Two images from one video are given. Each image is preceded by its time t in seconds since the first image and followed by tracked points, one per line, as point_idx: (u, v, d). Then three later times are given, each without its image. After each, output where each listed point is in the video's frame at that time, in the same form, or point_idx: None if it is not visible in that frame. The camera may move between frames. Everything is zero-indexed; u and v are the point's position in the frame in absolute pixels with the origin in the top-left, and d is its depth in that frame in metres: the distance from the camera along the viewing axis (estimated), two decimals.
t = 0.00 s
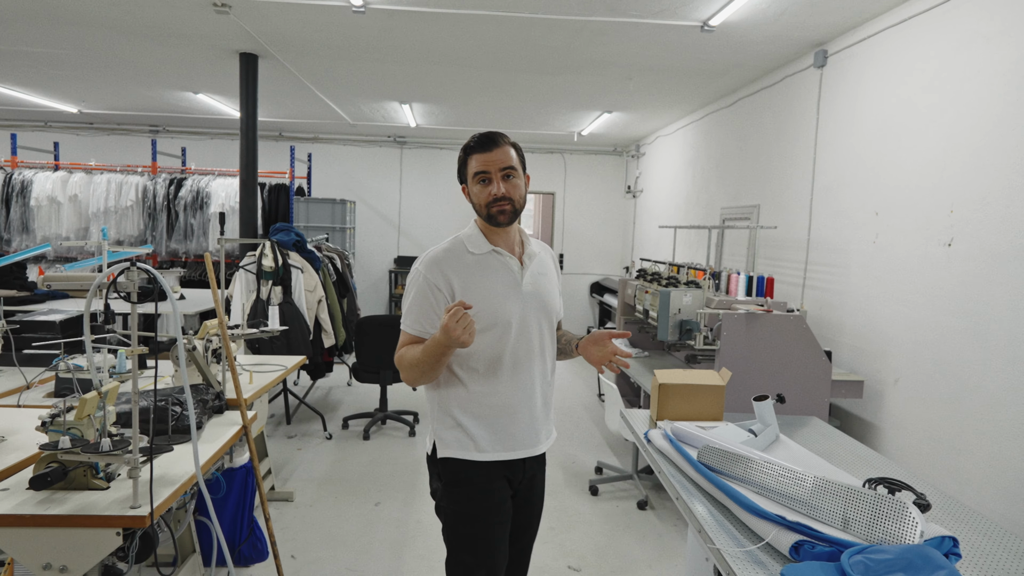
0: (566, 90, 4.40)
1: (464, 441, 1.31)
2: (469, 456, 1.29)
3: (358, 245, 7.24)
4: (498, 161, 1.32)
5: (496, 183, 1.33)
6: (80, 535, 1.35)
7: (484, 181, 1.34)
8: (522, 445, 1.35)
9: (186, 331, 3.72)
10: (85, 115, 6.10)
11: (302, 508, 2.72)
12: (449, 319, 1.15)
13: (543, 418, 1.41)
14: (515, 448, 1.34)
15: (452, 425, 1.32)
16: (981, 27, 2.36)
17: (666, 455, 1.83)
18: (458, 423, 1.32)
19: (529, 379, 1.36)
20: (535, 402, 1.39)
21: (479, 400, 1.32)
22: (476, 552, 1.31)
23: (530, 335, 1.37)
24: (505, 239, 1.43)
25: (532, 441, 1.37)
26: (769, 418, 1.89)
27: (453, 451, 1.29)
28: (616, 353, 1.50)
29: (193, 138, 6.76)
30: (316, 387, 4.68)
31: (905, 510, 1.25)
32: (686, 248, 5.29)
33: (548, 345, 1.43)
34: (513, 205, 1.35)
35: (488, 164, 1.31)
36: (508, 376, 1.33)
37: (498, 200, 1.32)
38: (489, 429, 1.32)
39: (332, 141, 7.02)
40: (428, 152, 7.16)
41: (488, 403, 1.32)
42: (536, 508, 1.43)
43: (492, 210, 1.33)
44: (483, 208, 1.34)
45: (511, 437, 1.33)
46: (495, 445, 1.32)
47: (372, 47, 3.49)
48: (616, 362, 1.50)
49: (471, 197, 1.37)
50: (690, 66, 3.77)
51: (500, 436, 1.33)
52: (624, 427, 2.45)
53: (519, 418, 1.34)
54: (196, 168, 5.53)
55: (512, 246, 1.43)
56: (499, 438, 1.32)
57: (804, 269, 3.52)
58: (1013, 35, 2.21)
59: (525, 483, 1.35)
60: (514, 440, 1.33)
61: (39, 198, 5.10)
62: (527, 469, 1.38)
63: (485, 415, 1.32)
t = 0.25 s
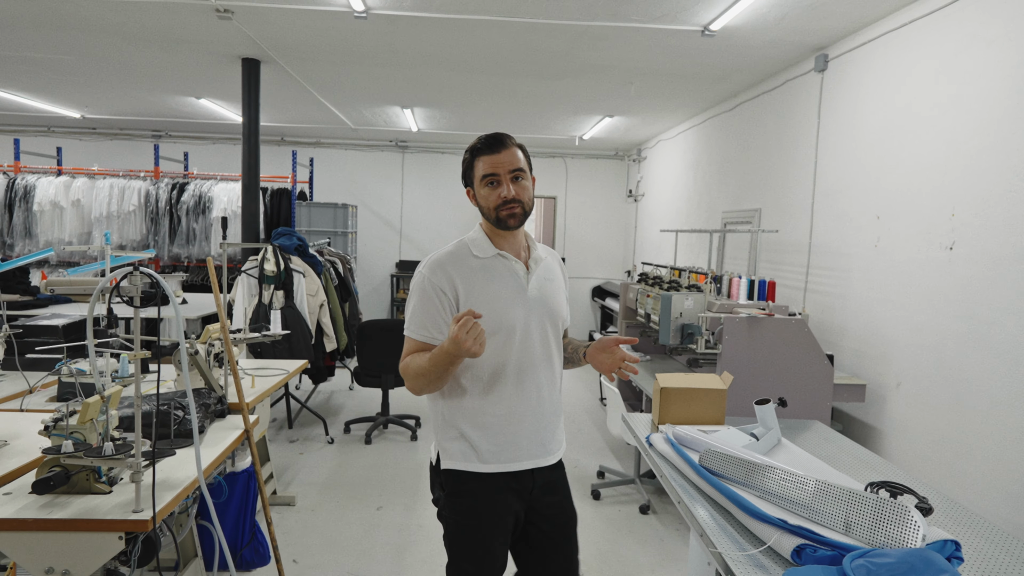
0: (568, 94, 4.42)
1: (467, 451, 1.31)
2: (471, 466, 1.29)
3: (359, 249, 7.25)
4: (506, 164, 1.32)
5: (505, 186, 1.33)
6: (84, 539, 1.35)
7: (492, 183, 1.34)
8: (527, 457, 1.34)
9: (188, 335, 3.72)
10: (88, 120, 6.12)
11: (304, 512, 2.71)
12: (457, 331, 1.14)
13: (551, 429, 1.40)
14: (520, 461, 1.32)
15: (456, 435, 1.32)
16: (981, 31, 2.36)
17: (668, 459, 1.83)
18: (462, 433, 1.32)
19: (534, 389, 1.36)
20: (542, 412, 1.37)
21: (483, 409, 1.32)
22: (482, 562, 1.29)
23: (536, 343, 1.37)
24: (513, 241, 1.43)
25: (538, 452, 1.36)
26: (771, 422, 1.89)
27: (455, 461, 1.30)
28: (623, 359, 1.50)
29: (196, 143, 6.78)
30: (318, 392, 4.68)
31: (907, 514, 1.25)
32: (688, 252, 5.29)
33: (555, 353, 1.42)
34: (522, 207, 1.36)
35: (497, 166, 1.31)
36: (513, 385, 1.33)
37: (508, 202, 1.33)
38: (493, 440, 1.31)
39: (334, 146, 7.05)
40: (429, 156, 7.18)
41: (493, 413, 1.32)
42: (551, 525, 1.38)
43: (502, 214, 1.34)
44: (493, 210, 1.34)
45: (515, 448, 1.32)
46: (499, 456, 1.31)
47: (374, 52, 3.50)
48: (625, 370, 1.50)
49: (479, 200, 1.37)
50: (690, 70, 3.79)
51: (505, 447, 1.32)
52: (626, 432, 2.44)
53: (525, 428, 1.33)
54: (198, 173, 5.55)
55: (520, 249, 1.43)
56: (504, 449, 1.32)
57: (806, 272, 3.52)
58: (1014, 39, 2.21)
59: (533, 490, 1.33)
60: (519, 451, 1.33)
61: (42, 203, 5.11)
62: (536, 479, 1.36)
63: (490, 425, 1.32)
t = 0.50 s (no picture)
0: (567, 99, 4.43)
1: (475, 458, 1.32)
2: (479, 473, 1.29)
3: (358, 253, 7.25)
4: (547, 175, 1.31)
5: (542, 199, 1.32)
6: (83, 543, 1.36)
7: (529, 192, 1.32)
8: (536, 464, 1.34)
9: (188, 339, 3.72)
10: (88, 125, 6.13)
11: (303, 517, 2.71)
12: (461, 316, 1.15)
13: (563, 436, 1.39)
14: (529, 468, 1.32)
15: (466, 442, 1.33)
16: (977, 36, 2.38)
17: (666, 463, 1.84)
18: (472, 440, 1.33)
19: (543, 395, 1.35)
20: (551, 418, 1.37)
21: (491, 415, 1.32)
22: (481, 566, 1.29)
23: (546, 349, 1.36)
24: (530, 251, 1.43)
25: (548, 459, 1.35)
26: (769, 426, 1.90)
27: (463, 467, 1.30)
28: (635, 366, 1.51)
29: (195, 148, 6.80)
30: (317, 396, 4.68)
31: (904, 518, 1.25)
32: (687, 257, 5.30)
33: (566, 358, 1.41)
34: (551, 221, 1.35)
35: (540, 176, 1.29)
36: (521, 392, 1.33)
37: (542, 216, 1.32)
38: (501, 446, 1.31)
39: (333, 151, 7.06)
40: (428, 161, 7.20)
41: (501, 420, 1.32)
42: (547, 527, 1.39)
43: (531, 224, 1.33)
44: (524, 220, 1.32)
45: (524, 455, 1.32)
46: (508, 463, 1.31)
47: (373, 57, 3.52)
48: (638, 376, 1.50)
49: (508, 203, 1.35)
50: (689, 75, 3.80)
51: (514, 454, 1.32)
52: (624, 435, 2.45)
53: (534, 435, 1.33)
54: (198, 178, 5.56)
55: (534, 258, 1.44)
56: (513, 457, 1.32)
57: (804, 277, 3.53)
58: (1009, 44, 2.23)
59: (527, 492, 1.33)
60: (527, 459, 1.32)
61: (42, 208, 5.12)
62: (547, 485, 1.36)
63: (497, 432, 1.32)
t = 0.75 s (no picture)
0: (561, 102, 4.44)
1: (497, 459, 1.32)
2: (502, 474, 1.30)
3: (354, 256, 7.24)
4: (594, 190, 1.34)
5: (583, 210, 1.35)
6: (76, 547, 1.35)
7: (573, 202, 1.34)
8: (558, 466, 1.34)
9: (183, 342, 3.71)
10: (82, 128, 6.12)
11: (298, 519, 2.71)
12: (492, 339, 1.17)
13: (584, 436, 1.40)
14: (551, 469, 1.33)
15: (488, 444, 1.33)
16: (970, 39, 2.40)
17: (662, 464, 1.85)
18: (494, 442, 1.33)
19: (564, 396, 1.35)
20: (572, 419, 1.38)
21: (513, 417, 1.33)
22: (499, 567, 1.31)
23: (566, 351, 1.37)
24: (553, 254, 1.45)
25: (569, 459, 1.36)
26: (764, 426, 1.91)
27: (486, 469, 1.31)
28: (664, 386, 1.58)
29: (190, 150, 6.79)
30: (313, 398, 4.67)
31: (898, 518, 1.26)
32: (682, 259, 5.32)
33: (586, 360, 1.42)
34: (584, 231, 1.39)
35: (587, 189, 1.32)
36: (542, 393, 1.33)
37: (581, 227, 1.36)
38: (523, 448, 1.32)
39: (329, 153, 7.06)
40: (424, 163, 7.20)
41: (523, 421, 1.33)
42: (569, 531, 1.40)
43: (569, 233, 1.36)
44: (565, 229, 1.35)
45: (546, 456, 1.33)
46: (530, 464, 1.31)
47: (368, 60, 3.52)
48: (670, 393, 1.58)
49: (547, 207, 1.35)
50: (683, 78, 3.82)
51: (536, 455, 1.32)
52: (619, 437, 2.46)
53: (555, 436, 1.34)
54: (193, 180, 5.55)
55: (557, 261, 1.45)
56: (535, 457, 1.32)
57: (798, 278, 3.55)
58: (1002, 47, 2.25)
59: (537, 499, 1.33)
60: (549, 460, 1.33)
61: (36, 210, 5.10)
62: (569, 489, 1.37)
63: (519, 433, 1.32)
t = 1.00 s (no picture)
0: (554, 103, 4.45)
1: (516, 456, 1.34)
2: (520, 471, 1.31)
3: (347, 257, 7.23)
4: (618, 194, 1.36)
5: (607, 214, 1.37)
6: (67, 550, 1.35)
7: (598, 205, 1.36)
8: (576, 464, 1.36)
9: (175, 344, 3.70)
10: (73, 129, 6.08)
11: (292, 522, 2.71)
12: (543, 353, 1.18)
13: (601, 436, 1.42)
14: (569, 466, 1.35)
15: (508, 441, 1.35)
16: (958, 42, 2.42)
17: (654, 464, 1.86)
18: (513, 439, 1.34)
19: (583, 394, 1.37)
20: (589, 419, 1.39)
21: (533, 416, 1.34)
22: (512, 564, 1.34)
23: (585, 352, 1.38)
24: (572, 256, 1.46)
25: (586, 458, 1.37)
26: (755, 426, 1.91)
27: (505, 465, 1.33)
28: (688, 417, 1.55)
29: (183, 152, 6.76)
30: (306, 401, 4.66)
31: (888, 517, 1.28)
32: (675, 259, 5.34)
33: (603, 360, 1.43)
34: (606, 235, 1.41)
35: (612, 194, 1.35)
36: (562, 392, 1.35)
37: (604, 230, 1.38)
38: (541, 445, 1.33)
39: (322, 155, 7.05)
40: (418, 165, 7.20)
41: (543, 419, 1.34)
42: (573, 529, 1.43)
43: (593, 235, 1.38)
44: (589, 230, 1.36)
45: (564, 454, 1.34)
46: (548, 461, 1.33)
47: (360, 61, 3.52)
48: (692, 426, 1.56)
49: (572, 210, 1.36)
50: (675, 79, 3.84)
51: (554, 453, 1.34)
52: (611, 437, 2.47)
53: (573, 435, 1.35)
54: (185, 182, 5.53)
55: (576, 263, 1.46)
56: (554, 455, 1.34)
57: (790, 279, 3.57)
58: (990, 49, 2.27)
59: (534, 498, 1.34)
60: (568, 459, 1.35)
61: (26, 213, 5.07)
62: (586, 485, 1.39)
63: (539, 431, 1.34)
